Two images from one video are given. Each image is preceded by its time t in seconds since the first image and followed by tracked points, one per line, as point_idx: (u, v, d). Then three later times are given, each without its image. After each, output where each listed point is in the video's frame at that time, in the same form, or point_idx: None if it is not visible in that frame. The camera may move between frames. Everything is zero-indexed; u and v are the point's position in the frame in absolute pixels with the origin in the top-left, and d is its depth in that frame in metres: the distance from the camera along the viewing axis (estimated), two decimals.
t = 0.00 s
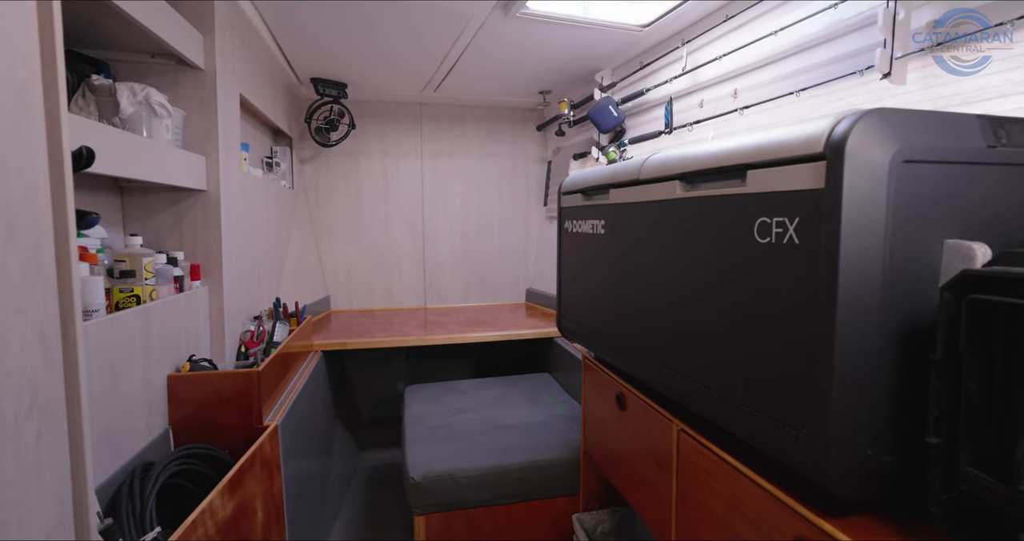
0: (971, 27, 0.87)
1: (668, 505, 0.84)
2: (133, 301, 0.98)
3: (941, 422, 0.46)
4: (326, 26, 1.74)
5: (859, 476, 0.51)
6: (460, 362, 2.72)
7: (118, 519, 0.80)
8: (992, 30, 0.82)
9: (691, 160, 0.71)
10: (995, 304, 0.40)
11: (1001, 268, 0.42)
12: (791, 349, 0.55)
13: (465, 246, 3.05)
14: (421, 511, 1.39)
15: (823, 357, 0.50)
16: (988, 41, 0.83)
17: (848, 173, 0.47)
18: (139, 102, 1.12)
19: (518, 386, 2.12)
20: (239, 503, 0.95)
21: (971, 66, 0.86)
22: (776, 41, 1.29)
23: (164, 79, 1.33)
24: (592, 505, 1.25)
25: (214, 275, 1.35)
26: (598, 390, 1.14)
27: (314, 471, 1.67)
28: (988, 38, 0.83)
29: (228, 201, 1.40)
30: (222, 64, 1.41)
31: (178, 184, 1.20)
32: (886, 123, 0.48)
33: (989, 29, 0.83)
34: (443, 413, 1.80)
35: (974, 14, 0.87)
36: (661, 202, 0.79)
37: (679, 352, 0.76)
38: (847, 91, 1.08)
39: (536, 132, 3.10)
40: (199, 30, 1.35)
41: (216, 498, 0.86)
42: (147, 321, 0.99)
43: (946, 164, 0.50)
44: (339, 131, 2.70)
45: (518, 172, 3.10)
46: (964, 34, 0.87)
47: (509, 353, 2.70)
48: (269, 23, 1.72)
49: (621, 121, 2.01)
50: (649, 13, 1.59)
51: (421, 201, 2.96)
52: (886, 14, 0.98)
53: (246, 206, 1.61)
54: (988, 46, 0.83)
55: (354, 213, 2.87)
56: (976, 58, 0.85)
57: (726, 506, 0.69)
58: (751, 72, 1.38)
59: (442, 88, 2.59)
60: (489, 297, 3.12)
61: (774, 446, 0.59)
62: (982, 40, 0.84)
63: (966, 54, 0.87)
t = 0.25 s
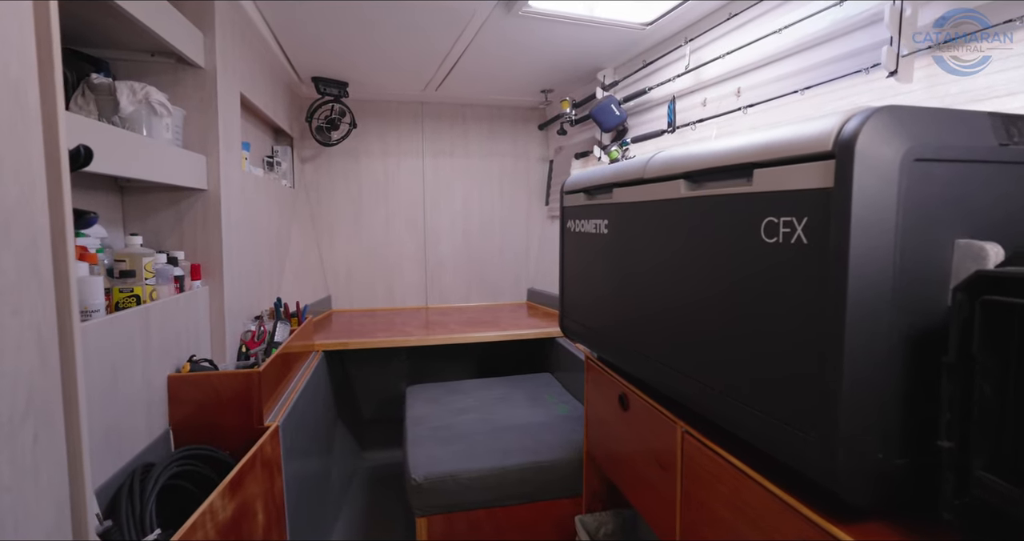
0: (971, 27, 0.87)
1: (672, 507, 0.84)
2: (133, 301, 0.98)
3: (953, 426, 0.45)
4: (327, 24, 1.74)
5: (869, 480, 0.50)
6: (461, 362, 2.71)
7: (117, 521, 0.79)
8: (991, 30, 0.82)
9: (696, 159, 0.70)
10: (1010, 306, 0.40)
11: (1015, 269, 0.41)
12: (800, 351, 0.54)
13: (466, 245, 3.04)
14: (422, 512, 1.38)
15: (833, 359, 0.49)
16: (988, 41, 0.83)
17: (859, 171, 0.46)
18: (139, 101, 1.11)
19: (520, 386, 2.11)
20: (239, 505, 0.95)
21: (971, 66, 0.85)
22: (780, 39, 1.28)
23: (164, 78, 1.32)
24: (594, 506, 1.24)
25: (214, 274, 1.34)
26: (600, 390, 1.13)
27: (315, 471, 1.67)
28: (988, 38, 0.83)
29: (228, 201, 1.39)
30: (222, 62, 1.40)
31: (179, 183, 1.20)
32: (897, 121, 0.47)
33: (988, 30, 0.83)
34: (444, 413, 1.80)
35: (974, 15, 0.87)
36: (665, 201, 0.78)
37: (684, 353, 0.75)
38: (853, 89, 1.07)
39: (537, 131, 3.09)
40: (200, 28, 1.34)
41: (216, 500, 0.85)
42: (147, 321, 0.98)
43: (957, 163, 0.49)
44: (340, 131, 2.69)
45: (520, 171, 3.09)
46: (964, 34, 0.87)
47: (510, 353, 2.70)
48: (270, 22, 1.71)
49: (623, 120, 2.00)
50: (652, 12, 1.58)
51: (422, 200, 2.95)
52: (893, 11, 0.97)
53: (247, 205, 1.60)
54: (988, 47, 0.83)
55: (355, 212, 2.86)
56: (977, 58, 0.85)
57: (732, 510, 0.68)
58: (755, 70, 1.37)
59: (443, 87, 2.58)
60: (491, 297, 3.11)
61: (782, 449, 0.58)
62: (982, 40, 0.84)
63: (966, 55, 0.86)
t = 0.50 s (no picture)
0: (971, 27, 0.86)
1: (676, 509, 0.83)
2: (133, 301, 0.97)
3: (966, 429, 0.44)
4: (328, 23, 1.73)
5: (879, 484, 0.49)
6: (463, 362, 2.71)
7: (117, 523, 0.79)
8: (991, 30, 0.82)
9: (702, 157, 0.69)
10: None
11: None
12: (809, 353, 0.53)
13: (467, 245, 3.04)
14: (424, 514, 1.37)
15: (844, 361, 0.48)
16: (988, 41, 0.83)
17: (871, 170, 0.45)
18: (139, 100, 1.11)
19: (522, 386, 2.11)
20: (240, 506, 0.94)
21: (971, 66, 0.85)
22: (786, 36, 1.26)
23: (165, 77, 1.31)
24: (597, 507, 1.23)
25: (215, 274, 1.34)
26: (603, 391, 1.12)
27: (316, 472, 1.66)
28: (988, 38, 0.83)
29: (229, 200, 1.39)
30: (223, 61, 1.40)
31: (180, 183, 1.19)
32: (909, 118, 0.46)
33: (988, 30, 0.83)
34: (446, 414, 1.79)
35: (974, 15, 0.86)
36: (670, 200, 0.77)
37: (689, 354, 0.74)
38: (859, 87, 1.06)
39: (539, 130, 3.08)
40: (201, 27, 1.33)
41: (217, 502, 0.85)
42: (147, 321, 0.98)
43: (971, 161, 0.48)
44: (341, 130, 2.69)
45: (522, 170, 3.08)
46: (964, 34, 0.87)
47: (512, 353, 2.69)
48: (271, 20, 1.71)
49: (626, 119, 1.99)
50: (655, 10, 1.57)
51: (424, 200, 2.94)
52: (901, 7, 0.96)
53: (248, 204, 1.60)
54: (988, 46, 0.83)
55: (357, 212, 2.86)
56: (976, 58, 0.85)
57: (738, 513, 0.67)
58: (760, 68, 1.36)
59: (445, 86, 2.57)
60: (493, 297, 3.10)
61: (790, 451, 0.57)
62: (982, 40, 0.84)
63: (967, 55, 0.86)
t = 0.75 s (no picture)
0: (971, 27, 0.87)
1: (681, 513, 0.82)
2: (133, 301, 0.96)
3: (983, 434, 0.43)
4: (330, 22, 1.72)
5: (892, 490, 0.48)
6: (465, 362, 2.70)
7: (116, 526, 0.78)
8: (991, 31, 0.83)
9: (709, 155, 0.68)
10: None
11: None
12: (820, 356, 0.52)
13: (470, 244, 3.03)
14: (426, 515, 1.36)
15: (857, 364, 0.47)
16: (988, 41, 0.84)
17: (884, 169, 0.44)
18: (139, 99, 1.10)
19: (525, 387, 2.10)
20: (240, 508, 0.93)
21: (971, 66, 0.86)
22: (791, 34, 1.25)
23: (165, 76, 1.31)
24: (600, 509, 1.22)
25: (216, 274, 1.33)
26: (607, 392, 1.11)
27: (318, 473, 1.66)
28: (988, 38, 0.83)
29: (230, 200, 1.38)
30: (224, 60, 1.39)
31: (180, 182, 1.19)
32: (924, 115, 0.45)
33: (988, 30, 0.84)
34: (448, 415, 1.78)
35: (974, 14, 0.87)
36: (676, 199, 0.76)
37: (695, 355, 0.73)
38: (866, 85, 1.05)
39: (542, 129, 3.07)
40: (202, 26, 1.33)
41: (217, 504, 0.84)
42: (148, 322, 0.97)
43: (986, 159, 0.47)
44: (343, 129, 2.68)
45: (524, 169, 3.07)
46: (964, 34, 0.87)
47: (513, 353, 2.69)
48: (273, 19, 1.70)
49: (629, 118, 1.98)
50: (659, 8, 1.56)
51: (426, 199, 2.93)
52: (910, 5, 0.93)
53: (250, 204, 1.59)
54: (988, 47, 0.84)
55: (358, 211, 2.85)
56: (976, 58, 0.85)
57: (745, 517, 0.66)
58: (766, 67, 1.34)
59: (447, 85, 2.56)
60: (495, 296, 3.09)
61: (800, 456, 0.56)
62: (982, 40, 0.85)
63: (966, 55, 0.87)
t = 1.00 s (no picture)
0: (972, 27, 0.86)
1: (686, 516, 0.80)
2: (133, 301, 0.95)
3: (1001, 440, 0.41)
4: (332, 21, 1.71)
5: (905, 497, 0.46)
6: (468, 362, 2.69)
7: (114, 529, 0.77)
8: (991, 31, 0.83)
9: (715, 153, 0.67)
10: None
11: None
12: (830, 359, 0.50)
13: (472, 244, 3.02)
14: (428, 518, 1.35)
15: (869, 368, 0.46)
16: (988, 41, 0.84)
17: (898, 167, 0.42)
18: (139, 97, 1.09)
19: (527, 388, 2.09)
20: (240, 511, 0.92)
21: (971, 66, 0.86)
22: (798, 31, 1.23)
23: (165, 75, 1.30)
24: (603, 512, 1.21)
25: (217, 274, 1.32)
26: (610, 393, 1.10)
27: (320, 474, 1.65)
28: (988, 38, 0.83)
29: (230, 200, 1.37)
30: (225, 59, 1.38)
31: (180, 182, 1.18)
32: (939, 111, 0.43)
33: (988, 30, 0.83)
34: (451, 416, 1.77)
35: (975, 14, 0.85)
36: (681, 198, 0.75)
37: (700, 357, 0.72)
38: (873, 83, 1.03)
39: (544, 129, 3.06)
40: (203, 25, 1.32)
41: (216, 507, 0.83)
42: (147, 323, 0.97)
43: (1003, 157, 0.45)
44: (345, 129, 2.67)
45: (527, 169, 3.06)
46: (964, 35, 0.87)
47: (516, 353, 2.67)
48: (274, 18, 1.69)
49: (633, 117, 1.96)
50: (663, 6, 1.54)
51: (428, 199, 2.92)
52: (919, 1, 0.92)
53: (251, 204, 1.58)
54: (988, 47, 0.84)
55: (360, 211, 2.85)
56: (976, 58, 0.85)
57: (752, 522, 0.65)
58: (771, 64, 1.33)
59: (448, 84, 2.55)
60: (497, 296, 3.08)
61: (809, 461, 0.54)
62: (982, 40, 0.84)
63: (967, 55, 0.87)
